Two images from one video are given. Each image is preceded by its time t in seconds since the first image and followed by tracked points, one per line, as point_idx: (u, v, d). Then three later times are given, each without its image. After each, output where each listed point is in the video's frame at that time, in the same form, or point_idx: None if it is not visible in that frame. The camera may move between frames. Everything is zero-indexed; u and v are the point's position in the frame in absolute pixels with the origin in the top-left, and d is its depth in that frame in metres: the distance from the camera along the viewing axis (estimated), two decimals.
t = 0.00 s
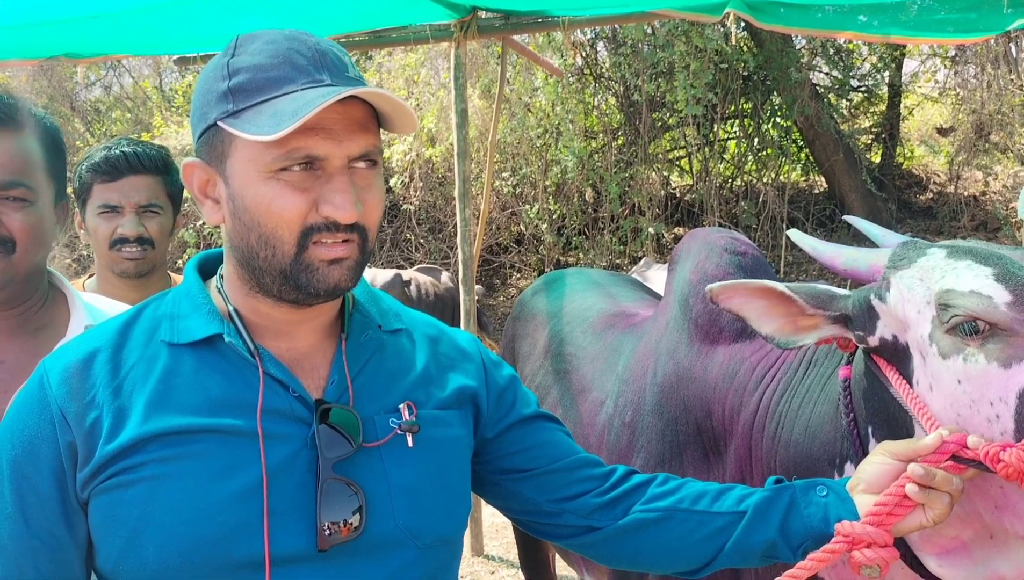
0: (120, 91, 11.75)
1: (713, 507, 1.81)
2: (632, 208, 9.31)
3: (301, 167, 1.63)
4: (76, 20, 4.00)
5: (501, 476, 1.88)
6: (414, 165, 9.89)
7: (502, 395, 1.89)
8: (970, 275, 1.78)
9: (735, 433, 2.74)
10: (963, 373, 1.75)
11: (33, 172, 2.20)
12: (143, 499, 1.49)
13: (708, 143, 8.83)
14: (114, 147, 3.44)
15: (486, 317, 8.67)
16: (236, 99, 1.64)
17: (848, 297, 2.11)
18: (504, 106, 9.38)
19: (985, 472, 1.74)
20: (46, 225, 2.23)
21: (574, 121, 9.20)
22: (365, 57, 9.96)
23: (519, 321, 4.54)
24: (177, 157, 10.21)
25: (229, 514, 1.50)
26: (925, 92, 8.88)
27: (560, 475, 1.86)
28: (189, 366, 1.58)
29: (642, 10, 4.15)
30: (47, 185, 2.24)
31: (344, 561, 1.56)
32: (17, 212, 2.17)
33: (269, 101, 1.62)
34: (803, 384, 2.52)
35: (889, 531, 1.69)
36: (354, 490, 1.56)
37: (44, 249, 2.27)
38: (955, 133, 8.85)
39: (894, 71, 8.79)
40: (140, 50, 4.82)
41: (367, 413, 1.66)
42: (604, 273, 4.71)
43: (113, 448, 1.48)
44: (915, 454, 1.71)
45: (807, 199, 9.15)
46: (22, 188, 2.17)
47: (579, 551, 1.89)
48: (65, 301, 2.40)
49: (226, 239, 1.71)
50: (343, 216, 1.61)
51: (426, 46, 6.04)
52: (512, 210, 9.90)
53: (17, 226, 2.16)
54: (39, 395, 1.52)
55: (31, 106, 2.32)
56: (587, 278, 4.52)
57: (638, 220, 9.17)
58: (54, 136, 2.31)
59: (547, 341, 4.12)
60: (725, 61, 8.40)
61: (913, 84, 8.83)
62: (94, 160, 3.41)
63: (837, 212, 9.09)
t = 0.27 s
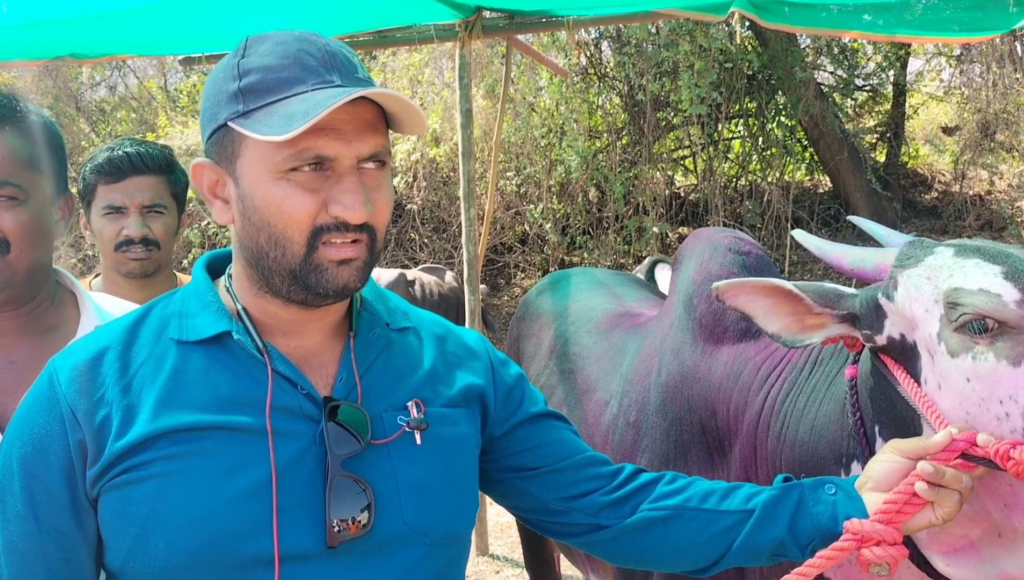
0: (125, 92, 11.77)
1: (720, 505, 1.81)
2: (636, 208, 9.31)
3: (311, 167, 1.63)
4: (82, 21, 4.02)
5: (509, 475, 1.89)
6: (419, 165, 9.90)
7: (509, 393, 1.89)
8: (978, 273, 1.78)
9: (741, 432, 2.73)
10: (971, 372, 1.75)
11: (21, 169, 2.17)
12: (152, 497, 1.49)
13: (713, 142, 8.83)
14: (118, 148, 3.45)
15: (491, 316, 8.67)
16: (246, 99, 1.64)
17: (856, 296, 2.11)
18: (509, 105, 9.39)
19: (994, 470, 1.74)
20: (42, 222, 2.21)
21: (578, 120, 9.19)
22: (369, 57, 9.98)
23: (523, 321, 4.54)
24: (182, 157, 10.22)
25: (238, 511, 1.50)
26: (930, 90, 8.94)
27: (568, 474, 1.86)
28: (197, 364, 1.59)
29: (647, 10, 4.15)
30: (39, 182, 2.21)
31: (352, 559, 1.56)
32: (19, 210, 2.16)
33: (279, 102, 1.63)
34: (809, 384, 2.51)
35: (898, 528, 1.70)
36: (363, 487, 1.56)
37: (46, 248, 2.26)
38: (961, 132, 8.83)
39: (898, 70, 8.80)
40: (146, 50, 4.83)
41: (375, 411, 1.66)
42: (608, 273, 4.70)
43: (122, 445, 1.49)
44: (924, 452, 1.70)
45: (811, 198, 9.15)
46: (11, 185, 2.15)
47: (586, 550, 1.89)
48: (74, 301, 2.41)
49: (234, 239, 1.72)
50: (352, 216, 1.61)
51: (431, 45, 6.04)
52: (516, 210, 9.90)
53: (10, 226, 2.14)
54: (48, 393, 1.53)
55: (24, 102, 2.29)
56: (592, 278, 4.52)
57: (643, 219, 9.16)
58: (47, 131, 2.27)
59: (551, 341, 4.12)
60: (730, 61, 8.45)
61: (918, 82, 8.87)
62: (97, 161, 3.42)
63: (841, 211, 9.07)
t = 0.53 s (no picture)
0: (125, 91, 11.76)
1: (724, 505, 1.81)
2: (637, 208, 9.31)
3: (316, 166, 1.63)
4: (83, 20, 4.01)
5: (512, 473, 1.88)
6: (419, 164, 9.90)
7: (513, 392, 1.89)
8: (982, 273, 1.78)
9: (743, 432, 2.73)
10: (975, 372, 1.75)
11: (13, 166, 2.13)
12: (158, 495, 1.49)
13: (714, 142, 8.82)
14: (118, 148, 3.44)
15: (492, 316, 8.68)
16: (253, 98, 1.64)
17: (860, 296, 2.10)
18: (509, 105, 9.38)
19: (998, 470, 1.74)
20: (38, 220, 2.18)
21: (579, 120, 9.13)
22: (370, 57, 9.97)
23: (525, 320, 4.54)
24: (182, 156, 10.22)
25: (244, 509, 1.50)
26: (931, 90, 8.93)
27: (571, 473, 1.86)
28: (202, 361, 1.59)
29: (649, 9, 4.14)
30: (32, 178, 2.18)
31: (358, 557, 1.56)
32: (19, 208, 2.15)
33: (285, 101, 1.62)
34: (812, 384, 2.51)
35: (903, 529, 1.69)
36: (368, 485, 1.56)
37: (45, 246, 2.24)
38: (961, 132, 8.83)
39: (900, 70, 8.80)
40: (147, 50, 4.82)
41: (380, 409, 1.66)
42: (610, 273, 4.70)
43: (127, 443, 1.49)
44: (928, 453, 1.70)
45: (812, 198, 9.15)
46: (5, 183, 2.12)
47: (589, 549, 1.89)
48: (77, 300, 2.40)
49: (240, 239, 1.71)
50: (359, 215, 1.61)
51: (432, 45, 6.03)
52: (517, 209, 9.90)
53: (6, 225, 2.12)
54: (53, 391, 1.52)
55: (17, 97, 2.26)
56: (593, 278, 4.52)
57: (643, 219, 9.16)
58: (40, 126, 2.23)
59: (553, 341, 4.12)
60: (730, 60, 8.45)
61: (919, 82, 8.86)
62: (98, 161, 3.41)
63: (842, 211, 9.08)
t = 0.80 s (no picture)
0: (126, 91, 11.76)
1: (728, 508, 1.80)
2: (637, 209, 9.31)
3: (323, 166, 1.63)
4: (85, 20, 4.01)
5: (516, 476, 1.88)
6: (420, 165, 9.90)
7: (516, 394, 1.89)
8: (987, 276, 1.78)
9: (745, 435, 2.73)
10: (980, 375, 1.75)
11: (3, 164, 2.13)
12: (161, 499, 1.49)
13: (715, 143, 8.82)
14: (120, 148, 3.45)
15: (492, 317, 8.68)
16: (258, 98, 1.64)
17: (864, 298, 2.11)
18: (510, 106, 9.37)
19: (1001, 474, 1.74)
20: (34, 220, 2.17)
21: (579, 121, 9.18)
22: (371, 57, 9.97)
23: (526, 322, 4.54)
24: (183, 157, 10.22)
25: (248, 513, 1.50)
26: (932, 92, 8.94)
27: (574, 475, 1.86)
28: (206, 365, 1.59)
29: (650, 11, 4.14)
30: (24, 177, 2.17)
31: (362, 561, 1.56)
32: (19, 208, 2.14)
33: (290, 100, 1.63)
34: (815, 386, 2.51)
35: (906, 531, 1.69)
36: (372, 489, 1.56)
37: (43, 246, 2.23)
38: (962, 134, 8.81)
39: (901, 72, 8.79)
40: (148, 50, 4.82)
41: (384, 412, 1.66)
42: (611, 274, 4.70)
43: (131, 447, 1.48)
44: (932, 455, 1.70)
45: (812, 200, 9.16)
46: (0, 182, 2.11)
47: (592, 551, 1.89)
48: (78, 301, 2.39)
49: (245, 241, 1.71)
50: (365, 214, 1.61)
51: (433, 46, 6.02)
52: (517, 210, 9.90)
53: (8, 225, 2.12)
54: (56, 395, 1.52)
55: (9, 100, 2.27)
56: (594, 280, 4.52)
57: (644, 221, 9.17)
58: (31, 126, 2.23)
59: (555, 343, 4.12)
60: (731, 62, 8.45)
61: (920, 84, 8.85)
62: (100, 161, 3.42)
63: (843, 213, 9.09)
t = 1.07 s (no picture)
0: (126, 91, 11.75)
1: (727, 509, 1.80)
2: (637, 210, 9.31)
3: (300, 156, 1.63)
4: (84, 20, 4.01)
5: (516, 477, 1.88)
6: (419, 166, 9.90)
7: (516, 395, 1.89)
8: (987, 278, 1.78)
9: (745, 436, 2.73)
10: (979, 377, 1.75)
11: None
12: (161, 499, 1.48)
13: (714, 144, 8.83)
14: (119, 148, 3.44)
15: (491, 318, 8.68)
16: (247, 89, 1.66)
17: (864, 300, 2.11)
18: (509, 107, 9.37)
19: (1001, 476, 1.74)
20: (30, 218, 2.17)
21: (579, 122, 9.18)
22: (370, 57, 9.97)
23: (526, 322, 4.53)
24: (183, 156, 10.21)
25: (249, 514, 1.50)
26: (931, 94, 8.94)
27: (575, 476, 1.86)
28: (206, 365, 1.58)
29: (650, 12, 4.14)
30: (20, 174, 2.17)
31: (362, 562, 1.56)
32: (16, 207, 2.14)
33: (271, 90, 1.62)
34: (815, 387, 2.51)
35: (906, 535, 1.69)
36: (372, 490, 1.56)
37: (39, 244, 2.22)
38: (962, 136, 8.83)
39: (900, 73, 8.78)
40: (148, 50, 4.81)
41: (384, 413, 1.66)
42: (611, 275, 4.70)
43: (131, 447, 1.48)
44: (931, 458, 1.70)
45: (812, 202, 9.16)
46: None
47: (592, 553, 1.89)
48: (77, 302, 2.38)
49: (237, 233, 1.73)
50: (334, 204, 1.61)
51: (434, 46, 6.01)
52: (517, 211, 9.90)
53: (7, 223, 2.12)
54: (55, 394, 1.52)
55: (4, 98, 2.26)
56: (595, 280, 4.52)
57: (643, 221, 9.17)
58: (26, 123, 2.23)
59: (555, 343, 4.12)
60: (731, 63, 8.46)
61: (919, 85, 8.84)
62: (99, 161, 3.42)
63: (842, 214, 9.10)
